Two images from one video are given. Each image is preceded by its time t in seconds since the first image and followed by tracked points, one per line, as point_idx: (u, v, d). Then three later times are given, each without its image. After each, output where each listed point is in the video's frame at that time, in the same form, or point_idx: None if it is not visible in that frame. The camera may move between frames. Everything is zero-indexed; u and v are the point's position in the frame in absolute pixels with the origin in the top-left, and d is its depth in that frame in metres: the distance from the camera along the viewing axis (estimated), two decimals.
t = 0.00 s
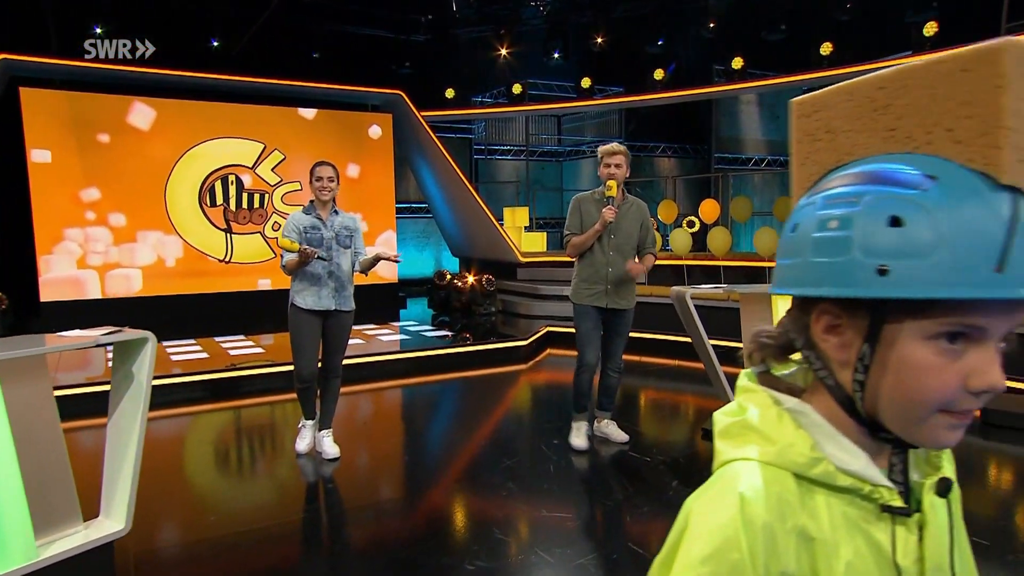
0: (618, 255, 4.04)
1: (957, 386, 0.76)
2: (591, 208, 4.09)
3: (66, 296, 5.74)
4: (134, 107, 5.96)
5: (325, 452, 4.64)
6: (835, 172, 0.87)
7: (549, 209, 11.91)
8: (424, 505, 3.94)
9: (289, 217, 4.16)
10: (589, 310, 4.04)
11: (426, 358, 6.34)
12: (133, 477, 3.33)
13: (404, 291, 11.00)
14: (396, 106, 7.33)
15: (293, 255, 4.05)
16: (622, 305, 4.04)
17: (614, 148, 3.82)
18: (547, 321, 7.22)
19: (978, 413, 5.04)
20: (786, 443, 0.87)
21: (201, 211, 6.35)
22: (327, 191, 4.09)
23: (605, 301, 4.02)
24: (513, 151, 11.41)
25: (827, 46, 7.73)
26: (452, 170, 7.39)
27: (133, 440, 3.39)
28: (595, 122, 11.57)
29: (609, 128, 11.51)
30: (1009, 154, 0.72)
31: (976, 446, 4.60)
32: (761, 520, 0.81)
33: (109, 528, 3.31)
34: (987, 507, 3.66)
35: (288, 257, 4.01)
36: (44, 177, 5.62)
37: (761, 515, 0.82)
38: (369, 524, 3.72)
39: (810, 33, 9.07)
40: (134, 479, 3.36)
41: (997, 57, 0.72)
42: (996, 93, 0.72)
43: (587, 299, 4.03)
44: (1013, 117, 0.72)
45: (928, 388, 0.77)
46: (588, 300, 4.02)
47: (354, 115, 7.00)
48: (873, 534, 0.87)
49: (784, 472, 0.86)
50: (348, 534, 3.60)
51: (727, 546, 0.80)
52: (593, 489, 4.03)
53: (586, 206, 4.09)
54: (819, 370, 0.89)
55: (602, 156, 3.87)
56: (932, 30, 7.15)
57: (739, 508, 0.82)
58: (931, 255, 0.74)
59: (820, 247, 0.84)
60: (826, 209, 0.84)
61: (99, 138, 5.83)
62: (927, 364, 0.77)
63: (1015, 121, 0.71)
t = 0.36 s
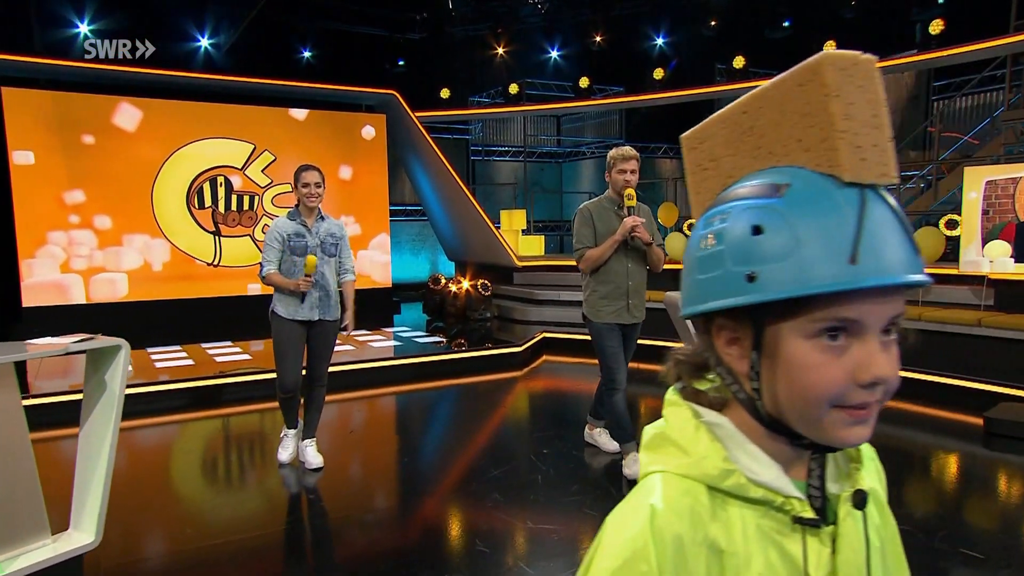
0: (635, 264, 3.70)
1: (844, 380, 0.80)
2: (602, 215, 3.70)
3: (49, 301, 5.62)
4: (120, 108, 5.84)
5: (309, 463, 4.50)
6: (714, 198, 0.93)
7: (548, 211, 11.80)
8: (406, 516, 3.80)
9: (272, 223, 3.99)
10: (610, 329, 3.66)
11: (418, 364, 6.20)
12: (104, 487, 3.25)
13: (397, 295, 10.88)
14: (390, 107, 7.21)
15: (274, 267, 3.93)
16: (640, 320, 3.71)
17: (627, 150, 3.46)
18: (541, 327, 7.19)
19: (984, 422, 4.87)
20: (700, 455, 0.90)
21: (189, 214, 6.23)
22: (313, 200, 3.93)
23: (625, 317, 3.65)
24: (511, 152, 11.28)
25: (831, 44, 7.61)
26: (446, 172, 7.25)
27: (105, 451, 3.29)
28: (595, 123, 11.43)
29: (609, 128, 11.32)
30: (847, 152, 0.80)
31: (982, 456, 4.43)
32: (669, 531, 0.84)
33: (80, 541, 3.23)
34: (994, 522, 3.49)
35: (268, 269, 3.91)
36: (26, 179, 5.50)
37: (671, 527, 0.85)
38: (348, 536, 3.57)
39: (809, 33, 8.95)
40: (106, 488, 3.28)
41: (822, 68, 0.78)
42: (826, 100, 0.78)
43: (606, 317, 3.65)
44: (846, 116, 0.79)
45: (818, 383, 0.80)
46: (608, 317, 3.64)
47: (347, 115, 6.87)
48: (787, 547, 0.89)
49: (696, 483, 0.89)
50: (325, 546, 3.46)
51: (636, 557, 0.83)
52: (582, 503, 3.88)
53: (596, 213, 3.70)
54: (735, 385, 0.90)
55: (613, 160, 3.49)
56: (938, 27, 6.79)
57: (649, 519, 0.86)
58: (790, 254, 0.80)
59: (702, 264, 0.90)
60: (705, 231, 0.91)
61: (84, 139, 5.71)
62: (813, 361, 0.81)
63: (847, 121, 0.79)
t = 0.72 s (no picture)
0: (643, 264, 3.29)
1: (743, 379, 0.80)
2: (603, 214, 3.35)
3: (32, 299, 5.54)
4: (107, 102, 5.72)
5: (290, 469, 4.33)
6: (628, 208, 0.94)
7: (547, 210, 11.65)
8: (386, 522, 3.69)
9: (261, 221, 3.83)
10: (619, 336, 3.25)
11: (408, 368, 6.06)
12: (74, 495, 3.12)
13: (391, 295, 10.78)
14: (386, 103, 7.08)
15: (261, 269, 3.78)
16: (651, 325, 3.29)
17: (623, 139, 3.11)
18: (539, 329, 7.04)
19: (985, 429, 4.72)
20: (610, 458, 0.90)
21: (178, 210, 6.09)
22: (304, 200, 3.76)
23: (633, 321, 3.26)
24: (511, 148, 11.00)
25: (837, 40, 7.52)
26: (443, 170, 7.12)
27: (77, 457, 3.15)
28: (596, 120, 11.24)
29: (611, 125, 11.23)
30: (739, 157, 0.82)
31: (983, 464, 4.29)
32: (575, 533, 0.85)
33: (48, 547, 3.10)
34: (994, 533, 3.34)
35: (255, 270, 3.77)
36: (10, 174, 5.39)
37: (577, 528, 0.86)
38: (324, 543, 3.46)
39: (814, 29, 8.97)
40: (77, 495, 3.16)
41: (714, 79, 0.81)
42: (717, 109, 0.81)
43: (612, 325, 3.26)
44: (738, 125, 0.81)
45: (717, 383, 0.81)
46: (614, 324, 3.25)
47: (341, 111, 6.74)
48: (695, 550, 0.89)
49: (605, 486, 0.89)
50: (300, 553, 3.35)
51: (542, 558, 0.85)
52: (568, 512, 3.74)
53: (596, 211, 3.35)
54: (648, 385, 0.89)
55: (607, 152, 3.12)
56: (947, 22, 6.72)
57: (556, 522, 0.87)
58: (684, 257, 0.81)
59: (609, 270, 0.89)
60: (614, 239, 0.91)
61: (69, 134, 5.59)
62: (711, 360, 0.81)
63: (739, 130, 0.81)
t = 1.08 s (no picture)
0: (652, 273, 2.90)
1: (648, 376, 0.79)
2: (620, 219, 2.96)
3: (12, 296, 5.41)
4: (89, 94, 5.59)
5: (293, 498, 3.68)
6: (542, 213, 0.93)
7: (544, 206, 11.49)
8: (362, 524, 3.56)
9: (249, 221, 3.49)
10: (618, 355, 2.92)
11: (397, 368, 5.92)
12: (40, 501, 2.97)
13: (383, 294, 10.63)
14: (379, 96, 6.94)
15: (246, 271, 3.47)
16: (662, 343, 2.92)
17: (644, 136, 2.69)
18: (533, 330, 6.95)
19: (984, 433, 4.58)
20: (523, 455, 0.87)
21: (163, 205, 5.96)
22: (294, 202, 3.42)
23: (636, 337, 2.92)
24: (506, 144, 10.97)
25: (840, 34, 7.38)
26: (436, 165, 6.99)
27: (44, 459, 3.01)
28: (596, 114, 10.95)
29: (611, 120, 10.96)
30: (640, 159, 0.81)
31: (982, 469, 4.15)
32: (483, 533, 0.82)
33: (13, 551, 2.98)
34: (995, 542, 3.19)
35: (241, 272, 3.45)
36: None
37: (486, 527, 0.83)
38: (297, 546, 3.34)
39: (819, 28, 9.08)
40: (43, 501, 3.01)
41: (614, 82, 0.80)
42: (618, 111, 0.81)
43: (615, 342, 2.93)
44: (638, 127, 0.81)
45: (623, 380, 0.80)
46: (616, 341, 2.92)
47: (332, 105, 6.59)
48: (607, 551, 0.85)
49: (518, 485, 0.85)
50: (271, 560, 3.20)
51: (451, 559, 0.82)
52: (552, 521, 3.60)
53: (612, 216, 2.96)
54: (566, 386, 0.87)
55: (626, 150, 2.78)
56: (954, 15, 6.54)
57: (467, 521, 0.84)
58: (586, 258, 0.80)
59: (521, 274, 0.88)
60: (527, 243, 0.90)
61: (50, 126, 5.46)
62: (620, 357, 0.80)
63: (639, 131, 0.81)
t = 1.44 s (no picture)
0: (685, 264, 2.73)
1: (552, 375, 0.81)
2: (663, 198, 2.75)
3: None
4: (70, 85, 5.46)
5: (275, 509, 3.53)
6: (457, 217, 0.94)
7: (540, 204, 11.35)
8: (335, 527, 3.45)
9: (238, 213, 3.25)
10: (642, 347, 2.70)
11: (385, 368, 5.82)
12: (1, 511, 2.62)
13: (374, 293, 10.49)
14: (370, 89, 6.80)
15: (241, 266, 3.20)
16: (684, 341, 2.71)
17: (700, 115, 2.59)
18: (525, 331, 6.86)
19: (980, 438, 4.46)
20: (436, 455, 0.88)
21: (146, 199, 5.81)
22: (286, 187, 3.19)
23: (662, 331, 2.70)
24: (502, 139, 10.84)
25: (843, 27, 7.22)
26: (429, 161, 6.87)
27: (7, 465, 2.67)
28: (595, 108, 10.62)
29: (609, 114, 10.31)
30: (547, 162, 0.83)
31: (979, 475, 4.02)
32: (392, 531, 0.83)
33: None
34: (998, 552, 3.04)
35: (234, 267, 3.18)
36: None
37: (394, 526, 0.83)
38: (269, 549, 3.23)
39: (819, 19, 8.92)
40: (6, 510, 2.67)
41: (525, 87, 0.82)
42: (529, 115, 0.82)
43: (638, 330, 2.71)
44: (546, 132, 0.83)
45: (527, 380, 0.81)
46: (642, 331, 2.70)
47: (322, 97, 6.45)
48: (515, 548, 0.86)
49: (430, 485, 0.86)
50: (241, 568, 3.07)
51: (360, 557, 0.83)
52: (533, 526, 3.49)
53: (655, 195, 2.76)
54: (479, 386, 0.88)
55: (684, 126, 2.62)
56: (959, 8, 6.38)
57: (377, 521, 0.85)
58: (492, 259, 0.81)
59: (435, 276, 0.89)
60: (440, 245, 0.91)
61: (29, 119, 5.32)
62: (525, 357, 0.82)
63: (548, 134, 0.83)
